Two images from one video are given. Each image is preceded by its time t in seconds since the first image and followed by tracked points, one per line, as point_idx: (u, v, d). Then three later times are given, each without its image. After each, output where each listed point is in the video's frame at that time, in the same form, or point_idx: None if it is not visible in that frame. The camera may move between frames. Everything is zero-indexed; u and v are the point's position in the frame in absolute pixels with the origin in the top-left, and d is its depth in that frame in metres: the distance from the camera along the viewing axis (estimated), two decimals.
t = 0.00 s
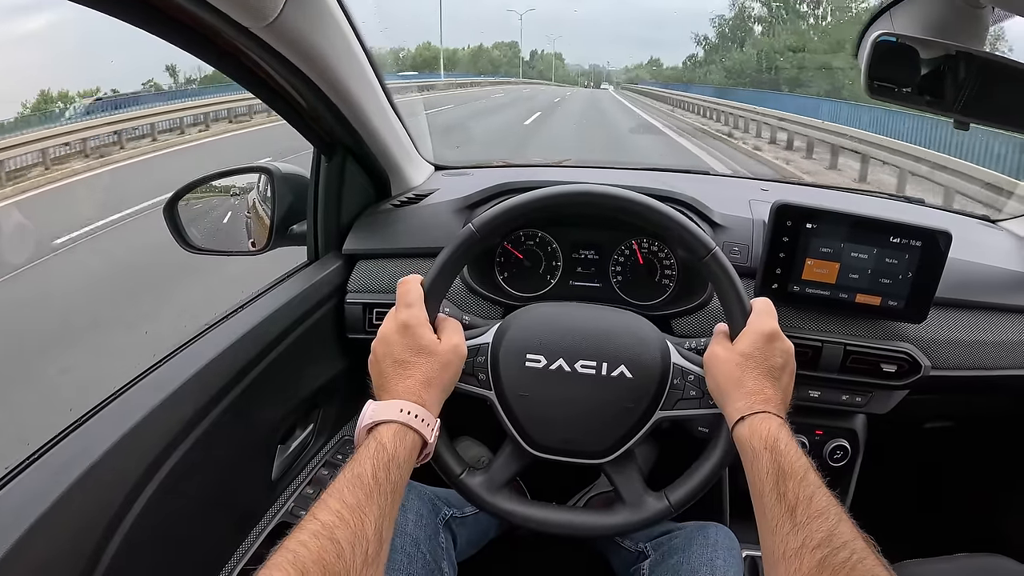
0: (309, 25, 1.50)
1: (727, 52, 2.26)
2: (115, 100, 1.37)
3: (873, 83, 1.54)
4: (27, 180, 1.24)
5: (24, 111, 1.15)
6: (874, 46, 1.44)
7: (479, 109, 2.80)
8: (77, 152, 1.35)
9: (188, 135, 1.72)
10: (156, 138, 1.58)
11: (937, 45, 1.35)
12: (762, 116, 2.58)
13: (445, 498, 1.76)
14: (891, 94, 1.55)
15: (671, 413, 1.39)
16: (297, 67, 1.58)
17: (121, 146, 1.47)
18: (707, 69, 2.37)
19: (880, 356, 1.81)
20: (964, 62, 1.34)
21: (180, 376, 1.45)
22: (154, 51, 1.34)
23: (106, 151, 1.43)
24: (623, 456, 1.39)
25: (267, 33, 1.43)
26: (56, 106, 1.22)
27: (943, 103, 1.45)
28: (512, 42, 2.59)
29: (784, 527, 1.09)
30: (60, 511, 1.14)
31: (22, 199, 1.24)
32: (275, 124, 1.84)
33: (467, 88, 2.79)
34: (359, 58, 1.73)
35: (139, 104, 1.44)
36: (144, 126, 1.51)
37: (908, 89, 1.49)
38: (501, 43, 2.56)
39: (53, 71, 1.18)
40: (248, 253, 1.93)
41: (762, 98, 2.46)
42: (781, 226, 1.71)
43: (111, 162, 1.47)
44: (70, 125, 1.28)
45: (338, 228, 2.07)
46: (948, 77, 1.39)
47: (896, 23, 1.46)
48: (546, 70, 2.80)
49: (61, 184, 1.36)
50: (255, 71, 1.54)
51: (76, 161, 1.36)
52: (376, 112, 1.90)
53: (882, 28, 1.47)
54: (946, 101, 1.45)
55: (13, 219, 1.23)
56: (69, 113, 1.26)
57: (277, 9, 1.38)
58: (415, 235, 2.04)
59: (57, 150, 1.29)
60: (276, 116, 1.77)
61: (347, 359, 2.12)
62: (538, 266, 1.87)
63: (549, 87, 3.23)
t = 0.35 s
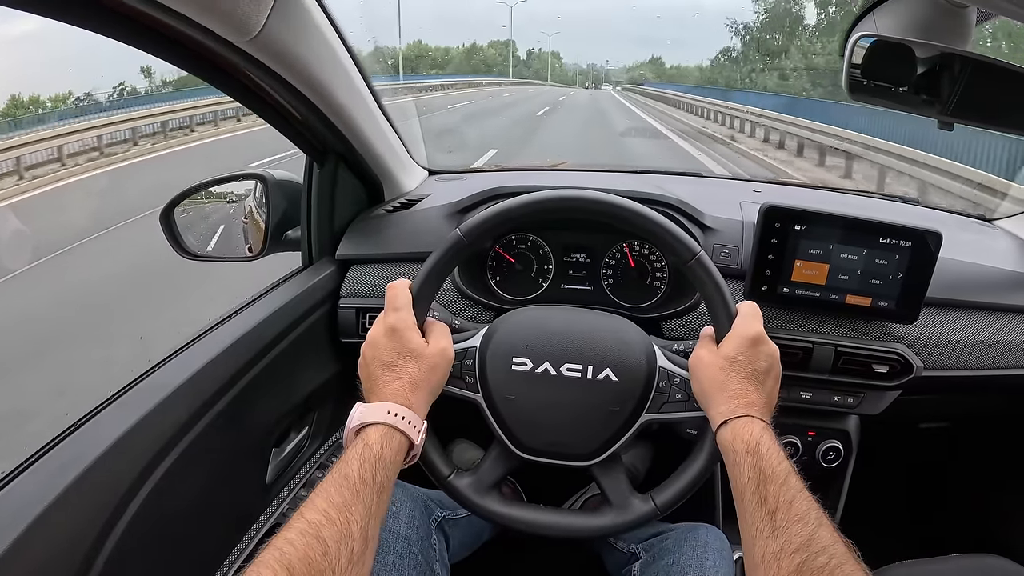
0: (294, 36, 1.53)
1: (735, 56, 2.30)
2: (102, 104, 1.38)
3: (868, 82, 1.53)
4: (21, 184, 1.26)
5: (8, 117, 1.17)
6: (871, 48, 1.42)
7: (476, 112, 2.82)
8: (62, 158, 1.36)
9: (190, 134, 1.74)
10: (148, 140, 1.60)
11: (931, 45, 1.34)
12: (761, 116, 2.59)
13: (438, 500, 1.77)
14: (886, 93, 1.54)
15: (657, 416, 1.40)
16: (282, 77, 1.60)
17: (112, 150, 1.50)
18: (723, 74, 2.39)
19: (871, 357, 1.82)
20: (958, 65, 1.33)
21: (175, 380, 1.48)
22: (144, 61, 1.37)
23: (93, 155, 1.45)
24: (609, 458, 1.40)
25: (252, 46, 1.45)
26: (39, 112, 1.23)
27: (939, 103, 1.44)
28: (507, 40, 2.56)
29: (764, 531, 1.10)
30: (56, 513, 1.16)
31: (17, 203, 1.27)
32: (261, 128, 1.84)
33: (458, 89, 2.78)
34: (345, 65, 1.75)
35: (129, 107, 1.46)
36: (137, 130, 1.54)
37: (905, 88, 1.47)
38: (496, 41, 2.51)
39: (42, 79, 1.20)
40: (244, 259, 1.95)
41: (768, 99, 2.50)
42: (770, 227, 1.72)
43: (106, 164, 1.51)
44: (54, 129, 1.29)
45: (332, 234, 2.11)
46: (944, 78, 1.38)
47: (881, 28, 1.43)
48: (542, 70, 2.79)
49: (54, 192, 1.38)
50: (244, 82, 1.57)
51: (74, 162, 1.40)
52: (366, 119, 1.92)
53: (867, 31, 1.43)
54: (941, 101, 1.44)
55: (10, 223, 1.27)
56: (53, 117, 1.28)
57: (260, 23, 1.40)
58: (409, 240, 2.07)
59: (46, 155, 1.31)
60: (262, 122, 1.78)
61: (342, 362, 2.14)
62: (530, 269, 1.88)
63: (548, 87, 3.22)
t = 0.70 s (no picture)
0: (308, 32, 1.52)
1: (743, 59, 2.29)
2: (110, 101, 1.37)
3: (872, 85, 1.53)
4: (28, 182, 1.24)
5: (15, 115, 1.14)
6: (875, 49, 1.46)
7: (479, 112, 2.81)
8: (65, 158, 1.33)
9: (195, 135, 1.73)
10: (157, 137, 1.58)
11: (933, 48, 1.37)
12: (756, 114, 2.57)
13: (444, 502, 1.76)
14: (889, 97, 1.54)
15: (667, 417, 1.40)
16: (292, 73, 1.59)
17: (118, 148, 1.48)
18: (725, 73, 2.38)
19: (877, 359, 1.82)
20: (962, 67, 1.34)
21: (182, 380, 1.46)
22: (153, 59, 1.35)
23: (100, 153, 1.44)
24: (619, 459, 1.40)
25: (265, 42, 1.45)
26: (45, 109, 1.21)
27: (942, 106, 1.44)
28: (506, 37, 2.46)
29: (779, 532, 1.10)
30: (62, 514, 1.15)
31: (22, 200, 1.24)
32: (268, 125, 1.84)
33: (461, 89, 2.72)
34: (355, 64, 1.74)
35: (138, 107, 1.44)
36: (145, 130, 1.53)
37: (907, 92, 1.48)
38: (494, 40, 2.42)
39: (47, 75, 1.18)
40: (249, 259, 1.93)
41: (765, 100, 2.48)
42: (778, 229, 1.72)
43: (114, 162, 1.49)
44: (60, 126, 1.27)
45: (338, 233, 2.08)
46: (947, 82, 1.38)
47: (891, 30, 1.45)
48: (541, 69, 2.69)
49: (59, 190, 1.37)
50: (253, 79, 1.56)
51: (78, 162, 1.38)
52: (373, 118, 1.91)
53: (877, 34, 1.47)
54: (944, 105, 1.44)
55: (13, 222, 1.25)
56: (58, 115, 1.25)
57: (275, 18, 1.40)
58: (414, 240, 2.06)
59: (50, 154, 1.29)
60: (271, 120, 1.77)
61: (346, 363, 2.13)
62: (537, 270, 1.88)
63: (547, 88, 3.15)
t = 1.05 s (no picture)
0: (296, 36, 1.53)
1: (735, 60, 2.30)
2: (104, 104, 1.37)
3: (867, 86, 1.55)
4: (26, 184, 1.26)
5: (10, 118, 1.15)
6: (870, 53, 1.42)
7: (475, 113, 2.81)
8: (60, 161, 1.34)
9: (191, 136, 1.74)
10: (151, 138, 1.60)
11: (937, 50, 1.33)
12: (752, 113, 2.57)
13: (436, 502, 1.77)
14: (885, 97, 1.57)
15: (656, 419, 1.40)
16: (283, 77, 1.60)
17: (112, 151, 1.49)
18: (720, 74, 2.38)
19: (870, 360, 1.82)
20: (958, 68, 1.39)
21: (175, 380, 1.47)
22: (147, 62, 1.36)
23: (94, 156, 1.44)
24: (606, 460, 1.40)
25: (253, 46, 1.45)
26: (39, 112, 1.22)
27: (938, 106, 1.49)
28: (499, 37, 2.46)
29: (764, 539, 1.10)
30: (54, 514, 1.16)
31: (20, 202, 1.26)
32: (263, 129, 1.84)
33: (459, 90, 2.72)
34: (345, 65, 1.75)
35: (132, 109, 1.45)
36: (138, 131, 1.54)
37: (903, 92, 1.51)
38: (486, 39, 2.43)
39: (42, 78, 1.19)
40: (244, 259, 1.94)
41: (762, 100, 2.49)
42: (769, 230, 1.72)
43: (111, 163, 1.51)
44: (55, 128, 1.28)
45: (331, 233, 2.10)
46: (943, 79, 1.44)
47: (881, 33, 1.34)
48: (536, 68, 2.74)
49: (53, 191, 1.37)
50: (244, 83, 1.56)
51: (72, 165, 1.39)
52: (366, 120, 1.92)
53: (866, 35, 1.36)
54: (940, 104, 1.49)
55: (11, 222, 1.27)
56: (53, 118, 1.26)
57: (262, 23, 1.40)
58: (408, 241, 2.07)
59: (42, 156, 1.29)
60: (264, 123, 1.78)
61: (340, 363, 2.14)
62: (529, 271, 1.88)
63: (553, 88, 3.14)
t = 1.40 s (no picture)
0: (291, 38, 1.54)
1: (740, 60, 2.31)
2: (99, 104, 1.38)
3: (866, 86, 1.54)
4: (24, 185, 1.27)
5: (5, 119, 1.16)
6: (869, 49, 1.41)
7: (472, 113, 2.83)
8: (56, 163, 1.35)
9: (188, 135, 1.75)
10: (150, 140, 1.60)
11: (929, 50, 1.34)
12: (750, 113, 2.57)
13: (433, 501, 1.78)
14: (883, 96, 1.56)
15: (648, 422, 1.41)
16: (279, 81, 1.61)
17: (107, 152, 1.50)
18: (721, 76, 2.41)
19: (866, 359, 1.82)
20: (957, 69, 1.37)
21: (173, 381, 1.48)
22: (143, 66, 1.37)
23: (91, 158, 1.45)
24: (598, 462, 1.41)
25: (247, 50, 1.46)
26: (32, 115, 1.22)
27: (936, 106, 1.48)
28: (491, 35, 2.51)
29: (755, 546, 1.11)
30: (52, 513, 1.17)
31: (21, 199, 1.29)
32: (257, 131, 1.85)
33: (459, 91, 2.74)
34: (341, 68, 1.76)
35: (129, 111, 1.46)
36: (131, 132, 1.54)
37: (901, 91, 1.50)
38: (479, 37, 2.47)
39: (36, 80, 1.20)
40: (242, 261, 1.95)
41: (761, 99, 2.50)
42: (764, 229, 1.72)
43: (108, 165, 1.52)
44: (50, 131, 1.29)
45: (328, 234, 2.10)
46: (941, 78, 1.42)
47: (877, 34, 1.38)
48: (530, 67, 2.76)
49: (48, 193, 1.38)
50: (241, 85, 1.57)
51: (69, 167, 1.40)
52: (362, 122, 1.93)
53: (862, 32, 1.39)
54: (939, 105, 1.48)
55: (11, 218, 1.29)
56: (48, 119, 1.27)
57: (255, 28, 1.41)
58: (406, 242, 2.08)
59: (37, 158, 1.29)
60: (259, 125, 1.78)
61: (338, 363, 2.15)
62: (526, 271, 1.89)
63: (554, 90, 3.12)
